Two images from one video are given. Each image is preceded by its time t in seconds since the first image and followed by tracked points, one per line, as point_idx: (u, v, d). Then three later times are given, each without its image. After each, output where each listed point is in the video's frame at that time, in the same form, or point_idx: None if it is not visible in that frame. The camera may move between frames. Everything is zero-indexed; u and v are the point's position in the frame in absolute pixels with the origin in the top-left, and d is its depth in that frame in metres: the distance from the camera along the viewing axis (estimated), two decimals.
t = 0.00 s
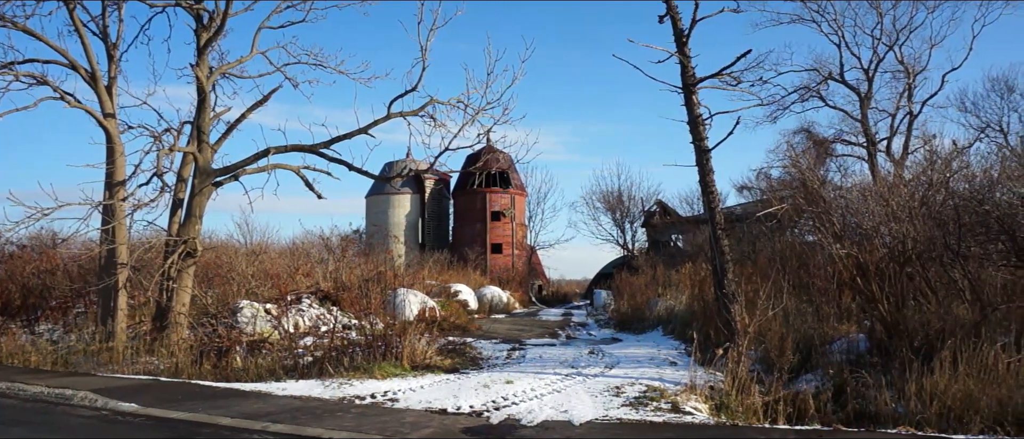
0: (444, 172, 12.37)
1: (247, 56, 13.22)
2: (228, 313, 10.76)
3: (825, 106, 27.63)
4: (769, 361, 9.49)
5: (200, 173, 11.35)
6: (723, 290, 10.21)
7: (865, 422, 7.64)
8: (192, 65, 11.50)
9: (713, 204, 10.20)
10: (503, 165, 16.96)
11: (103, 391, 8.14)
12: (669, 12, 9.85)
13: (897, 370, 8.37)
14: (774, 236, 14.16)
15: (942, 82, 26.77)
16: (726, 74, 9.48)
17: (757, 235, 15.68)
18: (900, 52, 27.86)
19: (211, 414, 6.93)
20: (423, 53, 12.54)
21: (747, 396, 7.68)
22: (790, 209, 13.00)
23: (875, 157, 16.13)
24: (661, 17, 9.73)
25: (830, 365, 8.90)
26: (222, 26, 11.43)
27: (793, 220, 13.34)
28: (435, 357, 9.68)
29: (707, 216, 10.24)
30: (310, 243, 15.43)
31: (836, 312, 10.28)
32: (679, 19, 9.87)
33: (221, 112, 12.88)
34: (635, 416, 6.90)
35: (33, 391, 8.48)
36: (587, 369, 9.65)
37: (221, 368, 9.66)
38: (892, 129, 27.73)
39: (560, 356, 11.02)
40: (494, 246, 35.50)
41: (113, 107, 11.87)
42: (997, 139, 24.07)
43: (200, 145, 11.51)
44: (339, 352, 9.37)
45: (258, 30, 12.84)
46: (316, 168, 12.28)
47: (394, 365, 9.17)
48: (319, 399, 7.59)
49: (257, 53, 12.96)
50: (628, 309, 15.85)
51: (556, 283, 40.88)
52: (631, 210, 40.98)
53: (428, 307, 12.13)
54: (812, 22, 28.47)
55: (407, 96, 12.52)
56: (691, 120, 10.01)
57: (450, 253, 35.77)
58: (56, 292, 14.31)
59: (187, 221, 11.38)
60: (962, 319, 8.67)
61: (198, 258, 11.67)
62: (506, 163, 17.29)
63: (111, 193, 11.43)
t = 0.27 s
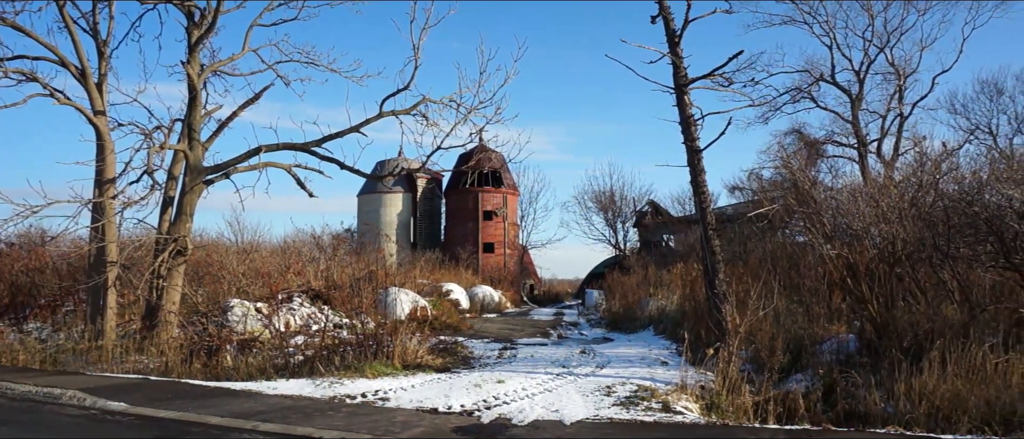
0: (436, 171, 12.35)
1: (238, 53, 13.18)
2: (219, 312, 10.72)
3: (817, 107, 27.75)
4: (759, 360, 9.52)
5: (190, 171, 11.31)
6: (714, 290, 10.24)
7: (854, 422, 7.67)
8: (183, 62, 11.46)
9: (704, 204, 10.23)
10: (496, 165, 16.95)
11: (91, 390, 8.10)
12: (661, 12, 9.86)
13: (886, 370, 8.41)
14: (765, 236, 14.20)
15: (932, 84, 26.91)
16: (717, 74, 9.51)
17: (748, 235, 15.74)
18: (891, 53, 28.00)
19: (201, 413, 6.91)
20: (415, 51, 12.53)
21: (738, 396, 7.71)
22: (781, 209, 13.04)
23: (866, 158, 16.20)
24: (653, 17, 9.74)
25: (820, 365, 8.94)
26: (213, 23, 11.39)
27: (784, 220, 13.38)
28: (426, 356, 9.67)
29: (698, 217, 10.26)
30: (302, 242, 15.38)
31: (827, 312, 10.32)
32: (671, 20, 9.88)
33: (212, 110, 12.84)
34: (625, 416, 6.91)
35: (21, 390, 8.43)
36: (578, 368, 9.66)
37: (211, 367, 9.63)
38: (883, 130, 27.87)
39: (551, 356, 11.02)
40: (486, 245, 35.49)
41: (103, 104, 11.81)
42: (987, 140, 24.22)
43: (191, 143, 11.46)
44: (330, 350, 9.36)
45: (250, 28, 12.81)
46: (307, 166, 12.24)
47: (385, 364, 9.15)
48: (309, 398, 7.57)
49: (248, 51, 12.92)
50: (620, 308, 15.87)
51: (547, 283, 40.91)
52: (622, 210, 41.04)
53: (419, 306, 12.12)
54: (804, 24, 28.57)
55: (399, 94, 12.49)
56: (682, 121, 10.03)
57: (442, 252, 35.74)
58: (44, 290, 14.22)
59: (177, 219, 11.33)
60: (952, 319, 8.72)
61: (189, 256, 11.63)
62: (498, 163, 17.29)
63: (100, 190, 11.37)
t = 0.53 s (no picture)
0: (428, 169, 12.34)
1: (229, 50, 13.13)
2: (209, 310, 10.69)
3: (807, 107, 27.85)
4: (749, 358, 9.56)
5: (181, 168, 11.26)
6: (705, 288, 10.27)
7: (844, 420, 7.72)
8: (174, 59, 11.41)
9: (696, 203, 10.25)
10: (488, 163, 16.94)
11: (80, 388, 8.07)
12: (653, 11, 9.88)
13: (875, 368, 8.46)
14: (756, 235, 14.25)
15: (922, 84, 27.04)
16: (709, 73, 9.53)
17: (740, 234, 15.78)
18: (881, 53, 28.13)
19: (191, 411, 6.89)
20: (407, 49, 12.51)
21: (728, 394, 7.74)
22: (772, 208, 13.09)
23: (857, 157, 16.27)
24: (644, 15, 9.75)
25: (809, 363, 8.99)
26: (203, 20, 11.34)
27: (775, 219, 13.43)
28: (417, 354, 9.66)
29: (690, 215, 10.29)
30: (293, 240, 15.34)
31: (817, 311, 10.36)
32: (663, 18, 9.90)
33: (203, 107, 12.78)
34: (616, 414, 6.93)
35: (9, 388, 8.39)
36: (569, 366, 9.67)
37: (201, 365, 9.60)
38: (873, 130, 27.99)
39: (543, 354, 11.03)
40: (478, 243, 35.49)
41: (93, 101, 11.74)
42: (977, 140, 24.36)
43: (181, 140, 11.42)
44: (321, 349, 9.35)
45: (241, 25, 12.76)
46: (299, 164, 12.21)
47: (376, 362, 9.14)
48: (300, 396, 7.56)
49: (239, 48, 12.87)
50: (611, 306, 15.90)
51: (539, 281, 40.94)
52: (614, 209, 41.09)
53: (411, 304, 12.11)
54: (795, 23, 28.67)
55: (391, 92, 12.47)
56: (674, 119, 10.05)
57: (433, 250, 35.72)
58: (33, 288, 14.14)
59: (167, 216, 11.29)
60: (940, 318, 8.76)
61: (179, 254, 11.58)
62: (490, 161, 17.28)
63: (90, 188, 11.31)
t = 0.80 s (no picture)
0: (419, 167, 12.31)
1: (219, 46, 13.06)
2: (198, 307, 10.64)
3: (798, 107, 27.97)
4: (739, 357, 9.59)
5: (170, 164, 11.20)
6: (695, 287, 10.30)
7: (831, 418, 7.76)
8: (163, 55, 11.34)
9: (686, 202, 10.27)
10: (479, 161, 16.93)
11: (67, 385, 8.02)
12: (644, 10, 9.89)
13: (863, 367, 8.50)
14: (747, 234, 14.30)
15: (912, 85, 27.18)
16: (700, 73, 9.54)
17: (730, 233, 15.83)
18: (871, 54, 28.26)
19: (179, 409, 6.86)
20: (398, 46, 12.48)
21: (718, 392, 7.77)
22: (762, 207, 13.14)
23: (847, 157, 16.36)
24: (636, 14, 9.76)
25: (798, 362, 9.03)
26: (193, 16, 11.28)
27: (765, 218, 13.48)
28: (408, 352, 9.64)
29: (680, 214, 10.31)
30: (284, 237, 15.29)
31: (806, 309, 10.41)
32: (655, 17, 9.91)
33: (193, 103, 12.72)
34: (606, 412, 6.95)
35: None
36: (560, 364, 9.68)
37: (190, 363, 9.56)
38: (863, 130, 28.11)
39: (533, 352, 11.04)
40: (468, 241, 35.48)
41: (81, 97, 11.67)
42: (966, 141, 24.51)
43: (171, 136, 11.36)
44: (311, 346, 9.32)
45: (231, 21, 12.70)
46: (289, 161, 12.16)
47: (367, 360, 9.12)
48: (289, 394, 7.54)
49: (229, 44, 12.81)
50: (602, 305, 15.92)
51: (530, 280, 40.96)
52: (605, 207, 41.13)
53: (401, 302, 12.09)
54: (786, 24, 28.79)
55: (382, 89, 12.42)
56: (665, 118, 10.07)
57: (424, 248, 35.68)
58: (20, 284, 14.05)
59: (156, 213, 11.23)
60: (928, 317, 8.82)
61: (168, 251, 11.53)
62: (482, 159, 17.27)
63: (78, 184, 11.24)
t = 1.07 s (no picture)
0: (415, 165, 12.32)
1: (215, 44, 13.03)
2: (193, 305, 10.64)
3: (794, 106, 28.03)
4: (734, 356, 9.61)
5: (165, 162, 11.18)
6: (691, 286, 10.32)
7: (826, 417, 7.77)
8: (158, 52, 11.31)
9: (682, 201, 10.29)
10: (475, 160, 16.93)
11: (62, 384, 8.00)
12: (641, 9, 9.89)
13: (858, 366, 8.53)
14: (743, 233, 14.32)
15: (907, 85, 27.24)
16: (696, 72, 9.56)
17: (726, 232, 15.86)
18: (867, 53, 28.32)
19: (174, 407, 6.86)
20: (395, 45, 12.47)
21: (713, 391, 7.78)
22: (758, 207, 13.17)
23: (842, 157, 16.40)
24: (632, 14, 9.77)
25: (794, 361, 9.05)
26: (189, 13, 11.25)
27: (761, 218, 13.50)
28: (403, 350, 9.64)
29: (676, 213, 10.33)
30: (279, 235, 15.26)
31: (802, 309, 10.43)
32: (651, 17, 9.92)
33: (188, 101, 12.69)
34: (601, 410, 6.96)
35: None
36: (555, 363, 9.70)
37: (185, 361, 9.54)
38: (858, 130, 28.19)
39: (529, 351, 11.03)
40: (464, 240, 35.48)
41: (76, 94, 11.64)
42: (961, 140, 24.59)
43: (166, 134, 11.34)
44: (307, 345, 9.31)
45: (227, 18, 12.67)
46: (285, 159, 12.15)
47: (362, 358, 9.12)
48: (285, 393, 7.54)
49: (225, 42, 12.79)
50: (598, 304, 15.93)
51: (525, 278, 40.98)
52: (601, 206, 41.17)
53: (397, 301, 12.10)
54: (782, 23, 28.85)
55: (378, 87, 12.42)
56: (661, 117, 10.09)
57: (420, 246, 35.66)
58: (14, 281, 14.01)
59: (151, 211, 11.20)
60: (923, 316, 8.84)
61: (163, 249, 11.50)
62: (478, 157, 17.28)
63: (72, 181, 11.20)
